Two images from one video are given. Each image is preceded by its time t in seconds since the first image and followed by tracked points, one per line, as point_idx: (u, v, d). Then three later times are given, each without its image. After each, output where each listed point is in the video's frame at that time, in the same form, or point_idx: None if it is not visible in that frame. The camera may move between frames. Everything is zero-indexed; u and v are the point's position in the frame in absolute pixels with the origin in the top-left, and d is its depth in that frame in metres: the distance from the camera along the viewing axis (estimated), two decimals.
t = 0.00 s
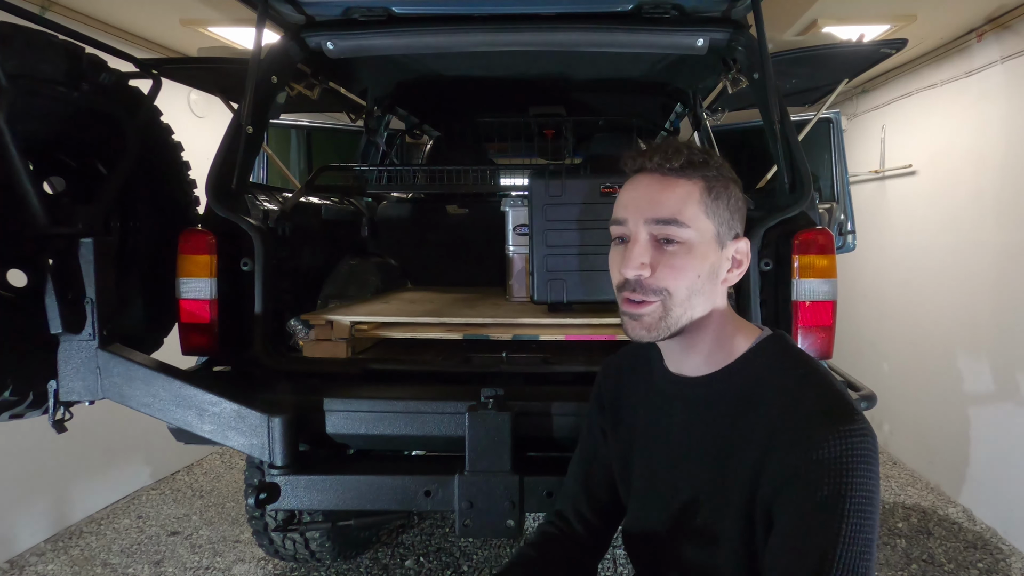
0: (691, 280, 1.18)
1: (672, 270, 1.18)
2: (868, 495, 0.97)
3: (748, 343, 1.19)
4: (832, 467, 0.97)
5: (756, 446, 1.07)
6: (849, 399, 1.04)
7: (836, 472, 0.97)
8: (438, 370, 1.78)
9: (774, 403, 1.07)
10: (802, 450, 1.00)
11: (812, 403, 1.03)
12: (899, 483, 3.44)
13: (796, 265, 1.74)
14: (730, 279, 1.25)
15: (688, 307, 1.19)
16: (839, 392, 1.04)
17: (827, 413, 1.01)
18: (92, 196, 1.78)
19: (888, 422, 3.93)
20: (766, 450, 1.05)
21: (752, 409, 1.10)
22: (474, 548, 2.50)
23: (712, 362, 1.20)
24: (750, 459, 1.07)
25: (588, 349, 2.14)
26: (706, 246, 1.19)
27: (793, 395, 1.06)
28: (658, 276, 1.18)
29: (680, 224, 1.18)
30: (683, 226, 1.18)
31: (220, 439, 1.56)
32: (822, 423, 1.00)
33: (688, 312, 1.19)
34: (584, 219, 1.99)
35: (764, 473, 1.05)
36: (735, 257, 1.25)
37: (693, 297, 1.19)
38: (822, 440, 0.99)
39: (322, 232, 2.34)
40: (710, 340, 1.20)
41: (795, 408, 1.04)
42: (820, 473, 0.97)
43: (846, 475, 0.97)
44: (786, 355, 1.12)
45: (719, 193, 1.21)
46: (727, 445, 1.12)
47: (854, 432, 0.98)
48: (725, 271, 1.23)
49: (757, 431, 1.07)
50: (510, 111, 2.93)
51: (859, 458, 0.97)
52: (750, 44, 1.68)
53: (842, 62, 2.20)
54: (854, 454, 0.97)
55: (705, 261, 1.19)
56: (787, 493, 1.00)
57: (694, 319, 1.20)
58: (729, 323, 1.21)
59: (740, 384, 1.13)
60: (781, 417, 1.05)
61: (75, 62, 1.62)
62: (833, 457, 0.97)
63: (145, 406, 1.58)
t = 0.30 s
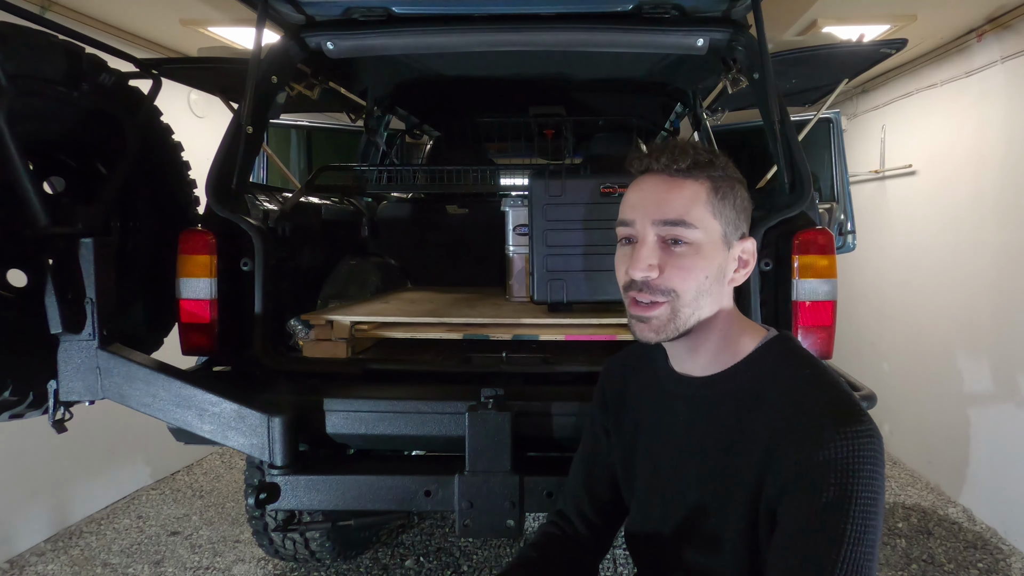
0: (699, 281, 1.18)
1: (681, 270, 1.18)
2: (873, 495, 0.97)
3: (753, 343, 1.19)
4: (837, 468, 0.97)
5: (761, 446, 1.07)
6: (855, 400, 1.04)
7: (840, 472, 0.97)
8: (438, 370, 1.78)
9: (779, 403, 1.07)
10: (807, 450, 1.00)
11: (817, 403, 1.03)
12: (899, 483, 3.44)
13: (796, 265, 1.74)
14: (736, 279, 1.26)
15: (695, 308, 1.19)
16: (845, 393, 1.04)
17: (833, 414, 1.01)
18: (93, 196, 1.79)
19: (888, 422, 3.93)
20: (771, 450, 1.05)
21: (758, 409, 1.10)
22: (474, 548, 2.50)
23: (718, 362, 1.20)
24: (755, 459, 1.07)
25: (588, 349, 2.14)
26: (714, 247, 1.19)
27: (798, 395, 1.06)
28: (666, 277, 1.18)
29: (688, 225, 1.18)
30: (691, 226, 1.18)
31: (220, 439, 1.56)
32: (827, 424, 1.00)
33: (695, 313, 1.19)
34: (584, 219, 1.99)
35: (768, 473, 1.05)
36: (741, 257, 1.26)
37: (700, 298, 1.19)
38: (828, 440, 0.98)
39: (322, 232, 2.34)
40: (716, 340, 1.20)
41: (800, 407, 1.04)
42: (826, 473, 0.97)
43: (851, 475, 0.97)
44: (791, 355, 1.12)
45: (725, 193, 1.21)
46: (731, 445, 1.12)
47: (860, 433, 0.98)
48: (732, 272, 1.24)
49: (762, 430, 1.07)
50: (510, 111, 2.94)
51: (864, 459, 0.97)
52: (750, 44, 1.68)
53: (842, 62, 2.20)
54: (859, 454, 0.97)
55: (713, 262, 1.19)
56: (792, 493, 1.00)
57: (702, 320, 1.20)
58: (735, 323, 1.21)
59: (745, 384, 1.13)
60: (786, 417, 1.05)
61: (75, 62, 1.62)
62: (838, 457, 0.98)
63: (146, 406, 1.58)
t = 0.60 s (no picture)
0: (701, 283, 1.18)
1: (683, 274, 1.18)
2: (873, 496, 0.97)
3: (756, 343, 1.19)
4: (839, 468, 0.97)
5: (763, 447, 1.06)
6: (857, 400, 1.04)
7: (842, 472, 0.97)
8: (438, 370, 1.78)
9: (781, 403, 1.07)
10: (808, 450, 1.00)
11: (819, 403, 1.03)
12: (899, 483, 3.44)
13: (796, 265, 1.74)
14: (736, 277, 1.26)
15: (699, 310, 1.19)
16: (847, 393, 1.04)
17: (834, 414, 1.01)
18: (93, 196, 1.78)
19: (888, 422, 3.93)
20: (773, 449, 1.05)
21: (759, 409, 1.10)
22: (474, 548, 2.50)
23: (721, 362, 1.19)
24: (757, 459, 1.07)
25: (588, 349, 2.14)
26: (713, 247, 1.20)
27: (800, 396, 1.05)
28: (669, 281, 1.18)
29: (687, 227, 1.18)
30: (689, 228, 1.18)
31: (220, 439, 1.56)
32: (828, 424, 1.00)
33: (699, 314, 1.19)
34: (584, 219, 1.99)
35: (769, 473, 1.05)
36: (740, 255, 1.26)
37: (703, 299, 1.19)
38: (829, 441, 0.98)
39: (322, 232, 2.34)
40: (718, 341, 1.20)
41: (802, 407, 1.04)
42: (827, 474, 0.97)
43: (852, 475, 0.97)
44: (793, 356, 1.12)
45: (720, 192, 1.22)
46: (733, 444, 1.12)
47: (862, 433, 0.98)
48: (732, 270, 1.24)
49: (764, 430, 1.07)
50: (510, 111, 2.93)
51: (865, 459, 0.97)
52: (750, 44, 1.68)
53: (842, 62, 2.20)
54: (861, 455, 0.98)
55: (713, 262, 1.19)
56: (793, 493, 1.00)
57: (706, 321, 1.20)
58: (737, 321, 1.21)
59: (747, 385, 1.13)
60: (787, 417, 1.05)
61: (75, 63, 1.62)
62: (840, 457, 0.98)
63: (146, 406, 1.58)
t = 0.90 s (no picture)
0: (704, 282, 1.19)
1: (686, 274, 1.18)
2: (870, 494, 0.97)
3: (752, 342, 1.19)
4: (837, 465, 0.97)
5: (761, 445, 1.06)
6: (854, 398, 1.04)
7: (840, 470, 0.97)
8: (438, 370, 1.78)
9: (779, 402, 1.07)
10: (806, 447, 1.00)
11: (816, 401, 1.03)
12: (899, 483, 3.44)
13: (796, 265, 1.74)
14: (733, 276, 1.27)
15: (702, 310, 1.20)
16: (844, 392, 1.04)
17: (831, 411, 1.01)
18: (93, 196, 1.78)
19: (888, 422, 3.93)
20: (770, 448, 1.05)
21: (758, 408, 1.10)
22: (474, 548, 2.50)
23: (720, 361, 1.19)
24: (755, 458, 1.07)
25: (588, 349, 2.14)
26: (713, 247, 1.21)
27: (798, 394, 1.06)
28: (673, 282, 1.18)
29: (689, 228, 1.18)
30: (691, 229, 1.19)
31: (220, 439, 1.56)
32: (826, 422, 1.00)
33: (702, 315, 1.20)
34: (584, 219, 1.99)
35: (768, 471, 1.05)
36: (737, 254, 1.27)
37: (706, 299, 1.19)
38: (827, 438, 0.99)
39: (322, 232, 2.34)
40: (716, 340, 1.20)
41: (800, 405, 1.04)
42: (825, 471, 0.97)
43: (850, 473, 0.97)
44: (791, 354, 1.12)
45: (717, 192, 1.23)
46: (731, 443, 1.12)
47: (858, 431, 0.99)
48: (730, 270, 1.25)
49: (762, 429, 1.07)
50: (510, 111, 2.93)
51: (862, 457, 0.98)
52: (750, 44, 1.68)
53: (843, 62, 2.20)
54: (858, 452, 0.98)
55: (714, 262, 1.20)
56: (791, 490, 1.00)
57: (710, 320, 1.21)
58: (736, 320, 1.22)
59: (745, 383, 1.13)
60: (785, 415, 1.05)
61: (75, 62, 1.62)
62: (837, 454, 0.98)
63: (146, 406, 1.58)
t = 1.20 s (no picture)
0: (707, 281, 1.19)
1: (689, 272, 1.18)
2: (871, 494, 0.97)
3: (753, 342, 1.19)
4: (838, 465, 0.97)
5: (762, 444, 1.06)
6: (856, 398, 1.04)
7: (841, 469, 0.97)
8: (438, 370, 1.78)
9: (781, 400, 1.07)
10: (807, 446, 0.99)
11: (817, 401, 1.03)
12: (899, 483, 3.44)
13: (796, 265, 1.74)
14: (734, 276, 1.27)
15: (704, 308, 1.20)
16: (845, 391, 1.04)
17: (833, 411, 1.01)
18: (93, 196, 1.78)
19: (888, 422, 3.93)
20: (772, 447, 1.05)
21: (759, 407, 1.10)
22: (474, 548, 2.50)
23: (722, 361, 1.19)
24: (756, 457, 1.07)
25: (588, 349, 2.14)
26: (716, 246, 1.21)
27: (799, 393, 1.06)
28: (676, 280, 1.18)
29: (691, 226, 1.18)
30: (694, 227, 1.19)
31: (220, 439, 1.56)
32: (827, 421, 1.00)
33: (705, 313, 1.20)
34: (584, 218, 1.99)
35: (769, 471, 1.05)
36: (738, 254, 1.28)
37: (708, 297, 1.19)
38: (828, 438, 0.98)
39: (322, 232, 2.34)
40: (717, 340, 1.20)
41: (801, 404, 1.04)
42: (826, 470, 0.97)
43: (851, 472, 0.97)
44: (792, 354, 1.12)
45: (720, 192, 1.23)
46: (733, 443, 1.12)
47: (860, 430, 0.98)
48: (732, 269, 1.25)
49: (764, 427, 1.07)
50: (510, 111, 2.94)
51: (864, 456, 0.98)
52: (750, 44, 1.68)
53: (843, 62, 2.20)
54: (859, 452, 0.98)
55: (716, 261, 1.20)
56: (793, 489, 1.00)
57: (711, 319, 1.21)
58: (737, 319, 1.22)
59: (747, 383, 1.13)
60: (786, 414, 1.05)
61: (75, 63, 1.62)
62: (838, 453, 0.98)
63: (145, 406, 1.58)
